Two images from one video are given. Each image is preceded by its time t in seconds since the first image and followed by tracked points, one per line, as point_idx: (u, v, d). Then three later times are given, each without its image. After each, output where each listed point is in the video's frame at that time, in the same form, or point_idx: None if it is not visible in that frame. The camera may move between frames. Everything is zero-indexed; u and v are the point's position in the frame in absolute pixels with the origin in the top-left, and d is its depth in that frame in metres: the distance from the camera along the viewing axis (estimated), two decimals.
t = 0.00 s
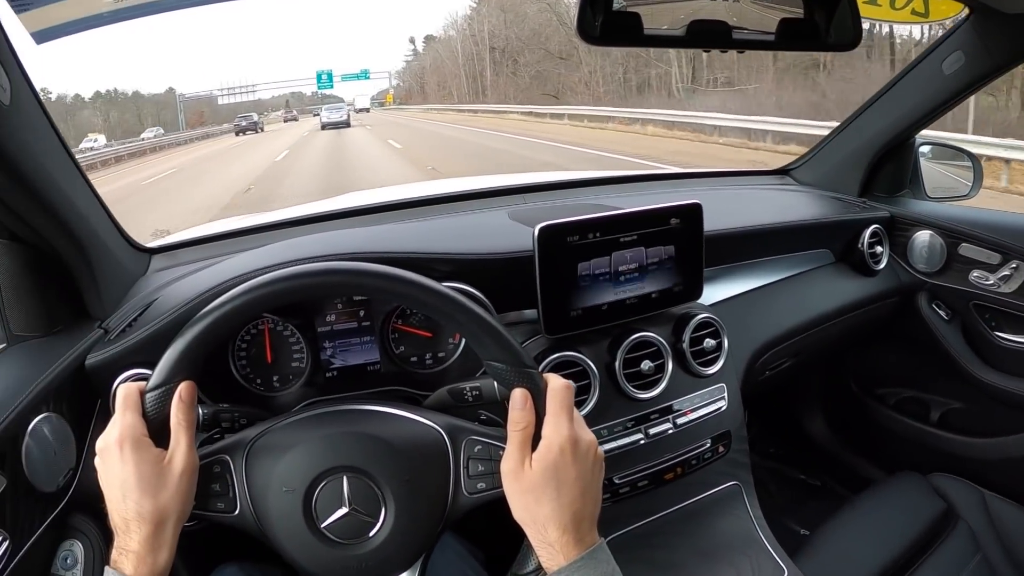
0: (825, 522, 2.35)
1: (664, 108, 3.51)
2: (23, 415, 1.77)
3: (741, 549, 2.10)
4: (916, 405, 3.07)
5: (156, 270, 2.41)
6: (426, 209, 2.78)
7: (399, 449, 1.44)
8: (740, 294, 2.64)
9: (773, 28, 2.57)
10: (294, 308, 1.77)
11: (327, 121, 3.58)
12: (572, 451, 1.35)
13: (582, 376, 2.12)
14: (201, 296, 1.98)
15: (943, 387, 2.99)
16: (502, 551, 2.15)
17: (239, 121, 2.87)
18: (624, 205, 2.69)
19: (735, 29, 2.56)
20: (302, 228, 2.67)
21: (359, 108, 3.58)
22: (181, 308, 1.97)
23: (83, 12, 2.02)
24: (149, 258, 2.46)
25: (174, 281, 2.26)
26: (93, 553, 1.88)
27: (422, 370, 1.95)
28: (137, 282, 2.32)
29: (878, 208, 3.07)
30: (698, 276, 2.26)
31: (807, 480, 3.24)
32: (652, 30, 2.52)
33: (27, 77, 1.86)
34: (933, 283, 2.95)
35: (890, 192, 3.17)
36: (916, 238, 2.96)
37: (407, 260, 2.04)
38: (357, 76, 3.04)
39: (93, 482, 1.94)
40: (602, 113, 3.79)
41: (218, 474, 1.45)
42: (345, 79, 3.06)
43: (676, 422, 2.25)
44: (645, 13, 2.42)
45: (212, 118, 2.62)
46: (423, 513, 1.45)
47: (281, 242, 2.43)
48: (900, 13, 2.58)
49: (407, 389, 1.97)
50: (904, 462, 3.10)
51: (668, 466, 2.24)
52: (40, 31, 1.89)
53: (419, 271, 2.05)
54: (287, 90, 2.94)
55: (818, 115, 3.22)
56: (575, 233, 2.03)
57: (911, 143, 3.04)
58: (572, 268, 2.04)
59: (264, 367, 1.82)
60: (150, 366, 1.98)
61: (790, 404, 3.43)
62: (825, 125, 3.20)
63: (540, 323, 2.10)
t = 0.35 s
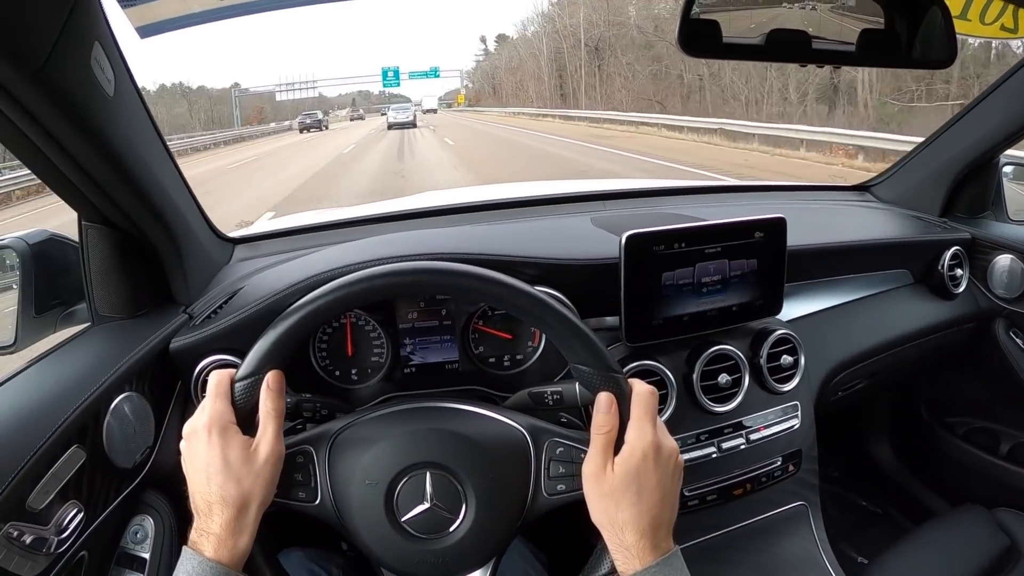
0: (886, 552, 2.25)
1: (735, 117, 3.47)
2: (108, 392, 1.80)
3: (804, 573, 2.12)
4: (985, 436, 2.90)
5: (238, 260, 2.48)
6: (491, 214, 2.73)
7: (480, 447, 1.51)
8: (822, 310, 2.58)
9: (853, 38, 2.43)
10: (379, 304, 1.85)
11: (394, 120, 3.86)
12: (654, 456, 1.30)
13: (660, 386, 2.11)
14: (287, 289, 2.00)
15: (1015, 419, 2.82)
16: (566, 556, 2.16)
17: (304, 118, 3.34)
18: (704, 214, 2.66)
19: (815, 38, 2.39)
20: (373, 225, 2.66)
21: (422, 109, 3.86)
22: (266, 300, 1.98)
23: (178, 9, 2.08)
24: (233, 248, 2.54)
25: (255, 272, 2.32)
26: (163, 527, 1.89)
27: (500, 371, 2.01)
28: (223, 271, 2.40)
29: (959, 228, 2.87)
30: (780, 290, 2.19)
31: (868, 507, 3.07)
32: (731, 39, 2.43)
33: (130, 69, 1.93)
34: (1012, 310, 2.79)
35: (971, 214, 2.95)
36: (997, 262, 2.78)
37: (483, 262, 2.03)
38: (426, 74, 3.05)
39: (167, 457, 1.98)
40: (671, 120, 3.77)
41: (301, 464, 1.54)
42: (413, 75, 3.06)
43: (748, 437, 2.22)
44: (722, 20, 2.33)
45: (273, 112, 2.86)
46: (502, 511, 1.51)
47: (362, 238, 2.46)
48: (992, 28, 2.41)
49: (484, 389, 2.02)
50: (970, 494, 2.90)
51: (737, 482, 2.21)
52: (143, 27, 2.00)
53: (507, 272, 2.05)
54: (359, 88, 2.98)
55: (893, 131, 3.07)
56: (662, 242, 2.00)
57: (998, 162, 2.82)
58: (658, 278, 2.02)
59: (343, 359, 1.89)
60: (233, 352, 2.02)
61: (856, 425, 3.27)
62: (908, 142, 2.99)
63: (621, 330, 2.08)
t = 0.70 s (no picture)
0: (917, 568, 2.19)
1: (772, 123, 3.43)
2: (142, 380, 1.83)
3: None
4: (1020, 455, 2.80)
5: (274, 254, 2.52)
6: (519, 215, 2.73)
7: (510, 447, 1.50)
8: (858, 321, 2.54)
9: (894, 42, 2.38)
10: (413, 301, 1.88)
11: (427, 121, 3.97)
12: (684, 462, 1.24)
13: (691, 392, 2.10)
14: (321, 284, 2.02)
15: None
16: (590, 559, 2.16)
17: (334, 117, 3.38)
18: (742, 220, 2.63)
19: (855, 43, 2.34)
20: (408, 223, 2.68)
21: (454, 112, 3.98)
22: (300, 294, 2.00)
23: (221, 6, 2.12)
24: (270, 243, 2.58)
25: (292, 267, 2.35)
26: (192, 514, 1.90)
27: (533, 372, 2.01)
28: (259, 265, 2.45)
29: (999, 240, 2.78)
30: (816, 298, 2.16)
31: (897, 524, 2.96)
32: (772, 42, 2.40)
33: (173, 64, 1.96)
34: None
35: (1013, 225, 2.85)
36: None
37: (517, 263, 2.03)
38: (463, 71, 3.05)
39: (200, 446, 2.02)
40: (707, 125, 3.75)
41: (331, 457, 1.54)
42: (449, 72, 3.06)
43: (779, 447, 2.19)
44: (761, 23, 2.30)
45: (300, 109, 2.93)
46: (530, 511, 1.51)
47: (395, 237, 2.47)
48: None
49: (515, 389, 2.02)
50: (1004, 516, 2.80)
51: (765, 492, 2.19)
52: (189, 23, 2.03)
53: (543, 273, 2.05)
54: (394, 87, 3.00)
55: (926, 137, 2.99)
56: (699, 247, 1.99)
57: None
58: (693, 284, 2.01)
59: (377, 355, 1.92)
60: (267, 344, 2.04)
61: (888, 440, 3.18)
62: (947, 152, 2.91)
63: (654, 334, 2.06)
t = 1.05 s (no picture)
0: None
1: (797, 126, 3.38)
2: (162, 374, 1.85)
3: None
4: None
5: (295, 251, 2.55)
6: (539, 215, 2.74)
7: (529, 446, 1.51)
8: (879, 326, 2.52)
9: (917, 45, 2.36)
10: (433, 299, 1.89)
11: (440, 118, 3.99)
12: (700, 462, 1.24)
13: (708, 395, 2.09)
14: (340, 281, 2.04)
15: None
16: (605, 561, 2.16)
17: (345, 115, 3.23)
18: (761, 223, 2.62)
19: (877, 45, 2.33)
20: (429, 222, 2.70)
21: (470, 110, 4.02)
22: (321, 290, 2.02)
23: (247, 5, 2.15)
24: (290, 239, 2.61)
25: (312, 263, 2.37)
26: (209, 507, 1.92)
27: (551, 372, 2.02)
28: (280, 261, 2.47)
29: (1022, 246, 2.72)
30: (836, 302, 2.14)
31: (911, 531, 2.94)
32: (792, 43, 2.38)
33: (197, 62, 1.98)
34: None
35: None
36: None
37: (535, 262, 2.04)
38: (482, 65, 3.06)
39: (218, 440, 2.04)
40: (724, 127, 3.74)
41: (349, 454, 1.55)
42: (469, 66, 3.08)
43: (795, 452, 2.18)
44: (781, 24, 2.29)
45: (316, 106, 2.90)
46: (547, 509, 1.51)
47: (415, 235, 2.48)
48: None
49: (533, 389, 2.03)
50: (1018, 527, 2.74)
51: (781, 497, 2.18)
52: (212, 22, 2.06)
53: (563, 274, 2.06)
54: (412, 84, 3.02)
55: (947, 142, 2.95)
56: (718, 249, 1.99)
57: None
58: (712, 286, 2.00)
59: (396, 352, 1.93)
60: (287, 340, 2.06)
61: (904, 446, 3.15)
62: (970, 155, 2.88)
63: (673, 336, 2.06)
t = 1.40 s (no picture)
0: None
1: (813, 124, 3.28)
2: (176, 362, 1.85)
3: None
4: None
5: (309, 242, 2.56)
6: (555, 208, 2.73)
7: (543, 438, 1.50)
8: (895, 324, 2.50)
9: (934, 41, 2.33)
10: (447, 290, 1.90)
11: (448, 111, 3.90)
12: (715, 456, 1.22)
13: (722, 390, 2.09)
14: (354, 271, 2.04)
15: None
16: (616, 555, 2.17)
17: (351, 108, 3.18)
18: (778, 218, 2.61)
19: (895, 41, 2.32)
20: (443, 214, 2.70)
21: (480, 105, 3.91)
22: (335, 281, 2.02)
23: None
24: (304, 230, 2.62)
25: (326, 254, 2.37)
26: (221, 495, 1.93)
27: (564, 365, 2.01)
28: (294, 251, 2.48)
29: None
30: (852, 299, 2.13)
31: (921, 532, 2.93)
32: (812, 38, 2.37)
33: (213, 51, 1.99)
34: None
35: None
36: None
37: (550, 254, 2.04)
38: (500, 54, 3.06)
39: (230, 429, 2.04)
40: (736, 122, 3.67)
41: (362, 444, 1.56)
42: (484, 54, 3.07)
43: (808, 449, 2.17)
44: (799, 20, 2.27)
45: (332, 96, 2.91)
46: (560, 502, 1.51)
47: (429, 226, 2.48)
48: None
49: (546, 381, 2.03)
50: None
51: (793, 495, 2.18)
52: (228, 10, 2.06)
53: (580, 267, 2.05)
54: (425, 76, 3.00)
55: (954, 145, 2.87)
56: (735, 243, 1.97)
57: None
58: (727, 281, 1.99)
59: (411, 343, 1.94)
60: (300, 330, 2.06)
61: (916, 447, 3.11)
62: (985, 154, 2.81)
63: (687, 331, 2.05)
